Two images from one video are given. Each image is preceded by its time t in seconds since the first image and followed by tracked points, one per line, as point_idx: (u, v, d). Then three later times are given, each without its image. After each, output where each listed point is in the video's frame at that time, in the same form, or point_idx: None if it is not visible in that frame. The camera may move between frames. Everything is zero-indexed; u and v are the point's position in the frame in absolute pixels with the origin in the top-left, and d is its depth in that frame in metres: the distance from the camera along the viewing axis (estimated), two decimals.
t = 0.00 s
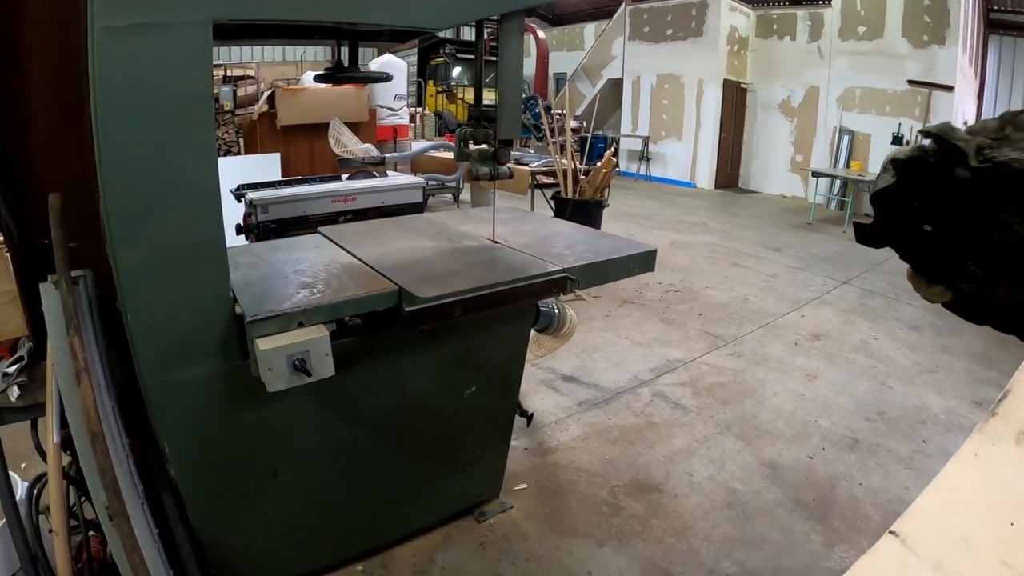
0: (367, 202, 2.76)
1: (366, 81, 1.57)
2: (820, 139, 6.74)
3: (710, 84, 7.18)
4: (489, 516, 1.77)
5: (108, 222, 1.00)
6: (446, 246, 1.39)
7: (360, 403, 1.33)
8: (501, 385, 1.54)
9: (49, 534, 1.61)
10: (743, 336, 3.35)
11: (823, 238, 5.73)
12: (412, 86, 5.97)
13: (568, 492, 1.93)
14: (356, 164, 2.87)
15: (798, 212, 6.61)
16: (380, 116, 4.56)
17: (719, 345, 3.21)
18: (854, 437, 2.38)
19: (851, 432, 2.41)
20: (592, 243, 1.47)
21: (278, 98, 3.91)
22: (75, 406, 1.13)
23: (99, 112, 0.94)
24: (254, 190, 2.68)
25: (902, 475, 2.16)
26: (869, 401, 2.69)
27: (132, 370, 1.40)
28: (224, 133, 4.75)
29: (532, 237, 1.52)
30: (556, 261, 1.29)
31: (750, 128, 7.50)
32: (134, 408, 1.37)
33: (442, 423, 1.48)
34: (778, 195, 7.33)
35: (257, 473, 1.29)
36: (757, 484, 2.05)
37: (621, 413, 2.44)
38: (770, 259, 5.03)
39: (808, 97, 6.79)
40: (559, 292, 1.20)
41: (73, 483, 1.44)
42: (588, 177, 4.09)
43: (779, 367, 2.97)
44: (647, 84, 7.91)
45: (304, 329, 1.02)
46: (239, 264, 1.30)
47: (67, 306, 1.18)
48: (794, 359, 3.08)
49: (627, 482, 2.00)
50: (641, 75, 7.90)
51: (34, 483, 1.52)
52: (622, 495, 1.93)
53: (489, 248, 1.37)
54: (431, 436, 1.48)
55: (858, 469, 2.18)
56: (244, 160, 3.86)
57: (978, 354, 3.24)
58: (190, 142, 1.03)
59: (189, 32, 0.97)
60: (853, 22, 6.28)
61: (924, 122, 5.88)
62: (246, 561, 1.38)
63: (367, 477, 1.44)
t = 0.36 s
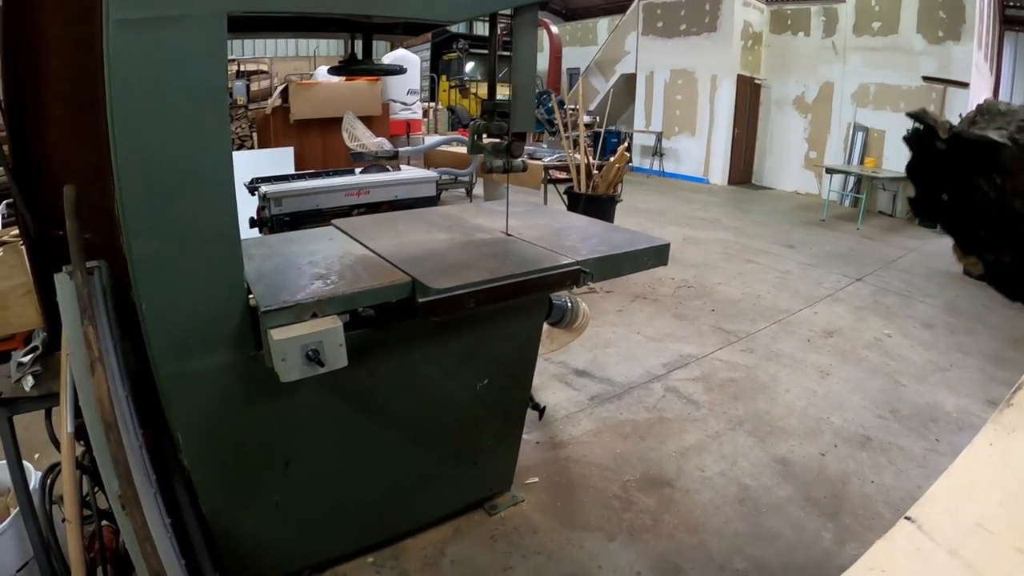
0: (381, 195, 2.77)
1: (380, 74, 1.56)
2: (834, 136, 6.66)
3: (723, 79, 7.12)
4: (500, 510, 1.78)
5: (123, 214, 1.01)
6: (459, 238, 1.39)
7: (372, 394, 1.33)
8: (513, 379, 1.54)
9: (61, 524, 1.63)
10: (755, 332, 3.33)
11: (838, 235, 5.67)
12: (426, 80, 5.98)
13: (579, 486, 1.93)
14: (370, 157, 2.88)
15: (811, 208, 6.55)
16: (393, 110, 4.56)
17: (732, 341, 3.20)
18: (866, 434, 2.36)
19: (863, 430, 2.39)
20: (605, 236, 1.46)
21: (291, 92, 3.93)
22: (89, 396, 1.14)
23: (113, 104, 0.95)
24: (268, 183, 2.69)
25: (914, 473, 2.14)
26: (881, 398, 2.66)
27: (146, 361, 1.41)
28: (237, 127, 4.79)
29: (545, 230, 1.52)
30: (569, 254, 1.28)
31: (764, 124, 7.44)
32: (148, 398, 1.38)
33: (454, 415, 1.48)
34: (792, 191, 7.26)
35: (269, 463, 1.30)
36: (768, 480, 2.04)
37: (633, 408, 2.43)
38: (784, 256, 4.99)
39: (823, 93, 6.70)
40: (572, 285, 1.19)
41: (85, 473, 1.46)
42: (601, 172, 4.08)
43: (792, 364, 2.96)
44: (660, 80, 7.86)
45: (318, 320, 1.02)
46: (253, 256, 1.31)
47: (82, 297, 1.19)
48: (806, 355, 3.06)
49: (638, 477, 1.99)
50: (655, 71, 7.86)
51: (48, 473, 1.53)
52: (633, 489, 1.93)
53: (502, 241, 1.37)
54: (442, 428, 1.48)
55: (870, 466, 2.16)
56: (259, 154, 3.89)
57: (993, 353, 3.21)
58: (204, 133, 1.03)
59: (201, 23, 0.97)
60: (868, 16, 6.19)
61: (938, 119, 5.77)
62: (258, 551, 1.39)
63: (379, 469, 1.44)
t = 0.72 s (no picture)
0: (395, 187, 2.76)
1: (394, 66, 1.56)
2: (850, 131, 6.55)
3: (739, 73, 7.05)
4: (512, 502, 1.78)
5: (137, 204, 1.01)
6: (472, 230, 1.39)
7: (382, 387, 1.33)
8: (525, 372, 1.53)
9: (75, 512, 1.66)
10: (769, 328, 3.31)
11: (853, 231, 5.61)
12: (441, 72, 5.97)
13: (591, 480, 1.93)
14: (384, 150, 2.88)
15: (826, 204, 6.47)
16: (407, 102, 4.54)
17: (746, 336, 3.18)
18: (879, 432, 2.34)
19: (876, 428, 2.37)
20: (620, 229, 1.45)
21: (305, 84, 3.94)
22: (103, 384, 1.16)
23: (128, 94, 0.96)
24: (283, 174, 2.70)
25: (927, 472, 2.12)
26: (895, 396, 2.64)
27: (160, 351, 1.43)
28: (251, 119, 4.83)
29: (559, 223, 1.51)
30: (583, 247, 1.27)
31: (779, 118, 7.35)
32: (161, 387, 1.39)
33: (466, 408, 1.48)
34: (808, 186, 7.18)
35: (281, 453, 1.31)
36: (780, 477, 2.03)
37: (645, 402, 2.43)
38: (798, 251, 4.95)
39: (839, 88, 6.59)
40: (586, 278, 1.19)
41: (99, 462, 1.48)
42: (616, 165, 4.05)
43: (805, 360, 2.93)
44: (676, 73, 7.79)
45: (332, 311, 1.03)
46: (267, 247, 1.32)
47: (96, 288, 1.21)
48: (820, 352, 3.04)
49: (650, 471, 1.99)
50: (670, 64, 7.79)
51: (62, 461, 1.56)
52: (645, 484, 1.93)
53: (516, 234, 1.37)
54: (453, 421, 1.49)
55: (882, 464, 2.14)
56: (275, 146, 3.91)
57: (1009, 352, 3.16)
58: (217, 124, 1.03)
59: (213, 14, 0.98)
60: (884, 11, 6.05)
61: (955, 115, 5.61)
62: (269, 541, 1.40)
63: (391, 460, 1.45)
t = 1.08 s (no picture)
0: (413, 185, 2.77)
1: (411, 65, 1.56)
2: (871, 134, 6.45)
3: (760, 74, 6.97)
4: (523, 503, 1.77)
5: (154, 202, 1.03)
6: (487, 229, 1.39)
7: (394, 385, 1.33)
8: (538, 372, 1.53)
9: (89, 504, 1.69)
10: (787, 331, 3.27)
11: (874, 234, 5.52)
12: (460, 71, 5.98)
13: (604, 481, 1.92)
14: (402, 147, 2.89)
15: (846, 207, 6.38)
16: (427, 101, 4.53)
17: (763, 339, 3.15)
18: (897, 439, 2.31)
19: (894, 434, 2.34)
20: (637, 230, 1.44)
21: (325, 82, 3.99)
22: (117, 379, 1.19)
23: (144, 93, 0.97)
24: (302, 171, 2.72)
25: (945, 480, 2.08)
26: (914, 402, 2.59)
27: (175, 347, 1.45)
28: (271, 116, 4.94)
29: (575, 222, 1.50)
30: (599, 248, 1.26)
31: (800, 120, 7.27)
32: (176, 383, 1.42)
33: (478, 407, 1.48)
34: (828, 189, 7.08)
35: (293, 450, 1.32)
36: (795, 482, 2.00)
37: (660, 404, 2.41)
38: (818, 254, 4.89)
39: (860, 89, 6.48)
40: (600, 279, 1.18)
41: (114, 454, 1.51)
42: (635, 165, 4.03)
43: (823, 364, 2.90)
44: (696, 73, 7.73)
45: (345, 309, 1.03)
46: (282, 245, 1.33)
47: (112, 285, 1.23)
48: (838, 356, 3.00)
49: (663, 474, 1.98)
50: (691, 64, 7.73)
51: (77, 454, 1.59)
52: (658, 486, 1.91)
53: (531, 233, 1.36)
54: (465, 420, 1.48)
55: (898, 471, 2.11)
56: (295, 143, 3.95)
57: None
58: (233, 122, 1.04)
59: (228, 13, 0.99)
60: (907, 11, 5.92)
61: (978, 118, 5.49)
62: (281, 536, 1.41)
63: (403, 458, 1.45)
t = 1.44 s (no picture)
0: (409, 184, 2.74)
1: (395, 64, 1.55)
2: (880, 134, 6.37)
3: (768, 73, 6.91)
4: (510, 506, 1.75)
5: (129, 201, 1.02)
6: (471, 230, 1.37)
7: (376, 386, 1.32)
8: (523, 376, 1.51)
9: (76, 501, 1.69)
10: (789, 334, 3.23)
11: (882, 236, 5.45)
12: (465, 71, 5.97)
13: (594, 486, 1.90)
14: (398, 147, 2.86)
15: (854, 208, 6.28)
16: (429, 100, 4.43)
17: (763, 342, 3.11)
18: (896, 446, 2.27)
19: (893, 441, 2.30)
20: (624, 232, 1.42)
21: (325, 80, 3.97)
22: (97, 377, 1.18)
23: (120, 92, 0.96)
24: (298, 170, 2.72)
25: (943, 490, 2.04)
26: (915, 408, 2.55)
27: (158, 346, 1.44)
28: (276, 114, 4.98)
29: (562, 224, 1.49)
30: (581, 249, 1.25)
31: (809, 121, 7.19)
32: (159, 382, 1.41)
33: (462, 409, 1.46)
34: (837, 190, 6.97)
35: (273, 450, 1.30)
36: (789, 489, 1.97)
37: (655, 408, 2.38)
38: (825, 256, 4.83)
39: (869, 89, 6.39)
40: (580, 281, 1.16)
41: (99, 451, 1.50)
42: (637, 165, 4.00)
43: (823, 368, 2.86)
44: (704, 73, 7.67)
45: (317, 311, 1.02)
46: (264, 244, 1.32)
47: (93, 284, 1.22)
48: (839, 360, 2.96)
49: (654, 480, 1.95)
50: (698, 63, 7.68)
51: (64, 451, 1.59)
52: (648, 492, 1.89)
53: (515, 234, 1.34)
54: (450, 423, 1.47)
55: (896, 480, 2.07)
56: (296, 142, 3.97)
57: None
58: (210, 122, 1.03)
59: (206, 13, 0.98)
60: (915, 10, 5.84)
61: (988, 119, 5.37)
62: (262, 537, 1.40)
63: (386, 460, 1.44)
